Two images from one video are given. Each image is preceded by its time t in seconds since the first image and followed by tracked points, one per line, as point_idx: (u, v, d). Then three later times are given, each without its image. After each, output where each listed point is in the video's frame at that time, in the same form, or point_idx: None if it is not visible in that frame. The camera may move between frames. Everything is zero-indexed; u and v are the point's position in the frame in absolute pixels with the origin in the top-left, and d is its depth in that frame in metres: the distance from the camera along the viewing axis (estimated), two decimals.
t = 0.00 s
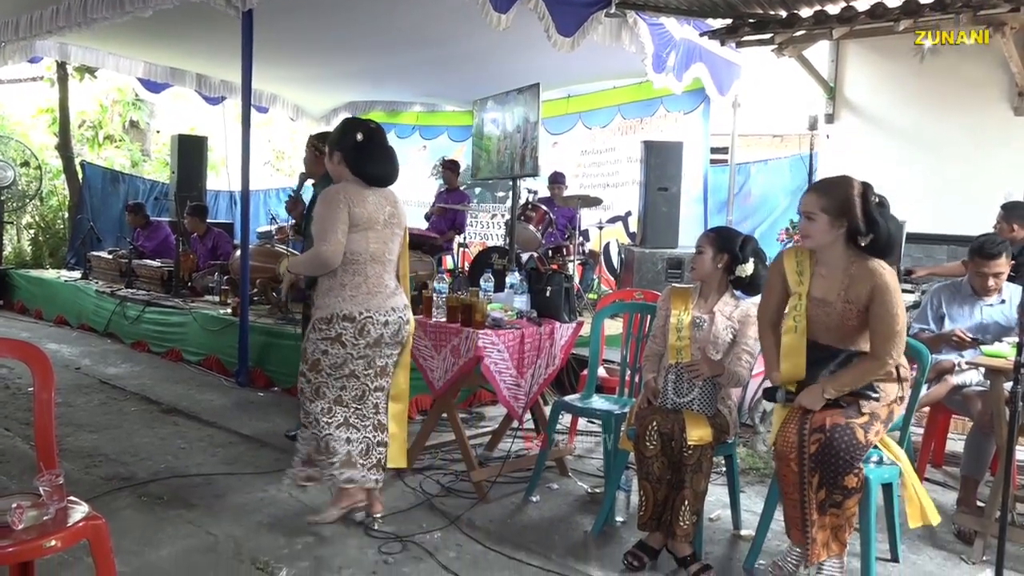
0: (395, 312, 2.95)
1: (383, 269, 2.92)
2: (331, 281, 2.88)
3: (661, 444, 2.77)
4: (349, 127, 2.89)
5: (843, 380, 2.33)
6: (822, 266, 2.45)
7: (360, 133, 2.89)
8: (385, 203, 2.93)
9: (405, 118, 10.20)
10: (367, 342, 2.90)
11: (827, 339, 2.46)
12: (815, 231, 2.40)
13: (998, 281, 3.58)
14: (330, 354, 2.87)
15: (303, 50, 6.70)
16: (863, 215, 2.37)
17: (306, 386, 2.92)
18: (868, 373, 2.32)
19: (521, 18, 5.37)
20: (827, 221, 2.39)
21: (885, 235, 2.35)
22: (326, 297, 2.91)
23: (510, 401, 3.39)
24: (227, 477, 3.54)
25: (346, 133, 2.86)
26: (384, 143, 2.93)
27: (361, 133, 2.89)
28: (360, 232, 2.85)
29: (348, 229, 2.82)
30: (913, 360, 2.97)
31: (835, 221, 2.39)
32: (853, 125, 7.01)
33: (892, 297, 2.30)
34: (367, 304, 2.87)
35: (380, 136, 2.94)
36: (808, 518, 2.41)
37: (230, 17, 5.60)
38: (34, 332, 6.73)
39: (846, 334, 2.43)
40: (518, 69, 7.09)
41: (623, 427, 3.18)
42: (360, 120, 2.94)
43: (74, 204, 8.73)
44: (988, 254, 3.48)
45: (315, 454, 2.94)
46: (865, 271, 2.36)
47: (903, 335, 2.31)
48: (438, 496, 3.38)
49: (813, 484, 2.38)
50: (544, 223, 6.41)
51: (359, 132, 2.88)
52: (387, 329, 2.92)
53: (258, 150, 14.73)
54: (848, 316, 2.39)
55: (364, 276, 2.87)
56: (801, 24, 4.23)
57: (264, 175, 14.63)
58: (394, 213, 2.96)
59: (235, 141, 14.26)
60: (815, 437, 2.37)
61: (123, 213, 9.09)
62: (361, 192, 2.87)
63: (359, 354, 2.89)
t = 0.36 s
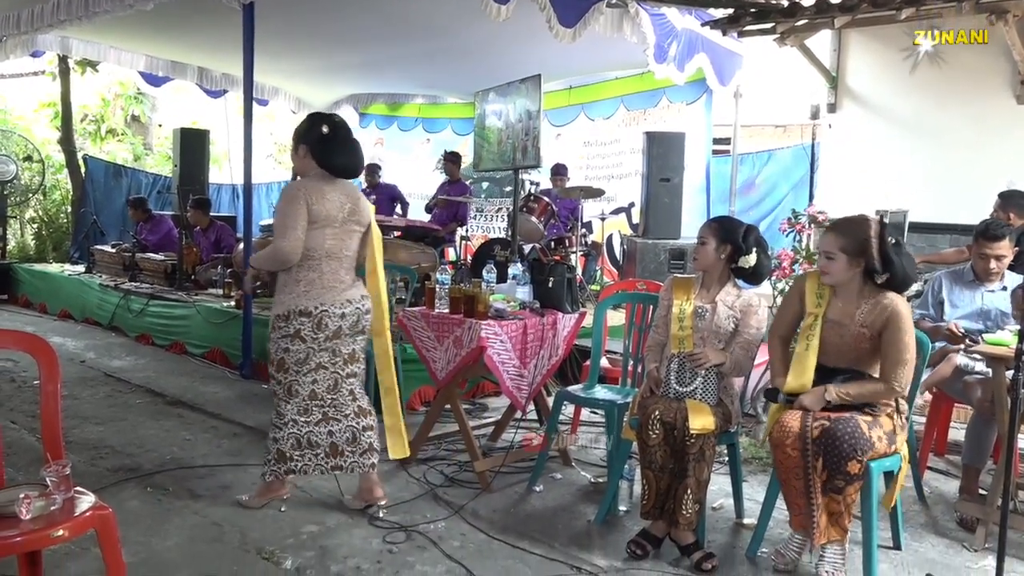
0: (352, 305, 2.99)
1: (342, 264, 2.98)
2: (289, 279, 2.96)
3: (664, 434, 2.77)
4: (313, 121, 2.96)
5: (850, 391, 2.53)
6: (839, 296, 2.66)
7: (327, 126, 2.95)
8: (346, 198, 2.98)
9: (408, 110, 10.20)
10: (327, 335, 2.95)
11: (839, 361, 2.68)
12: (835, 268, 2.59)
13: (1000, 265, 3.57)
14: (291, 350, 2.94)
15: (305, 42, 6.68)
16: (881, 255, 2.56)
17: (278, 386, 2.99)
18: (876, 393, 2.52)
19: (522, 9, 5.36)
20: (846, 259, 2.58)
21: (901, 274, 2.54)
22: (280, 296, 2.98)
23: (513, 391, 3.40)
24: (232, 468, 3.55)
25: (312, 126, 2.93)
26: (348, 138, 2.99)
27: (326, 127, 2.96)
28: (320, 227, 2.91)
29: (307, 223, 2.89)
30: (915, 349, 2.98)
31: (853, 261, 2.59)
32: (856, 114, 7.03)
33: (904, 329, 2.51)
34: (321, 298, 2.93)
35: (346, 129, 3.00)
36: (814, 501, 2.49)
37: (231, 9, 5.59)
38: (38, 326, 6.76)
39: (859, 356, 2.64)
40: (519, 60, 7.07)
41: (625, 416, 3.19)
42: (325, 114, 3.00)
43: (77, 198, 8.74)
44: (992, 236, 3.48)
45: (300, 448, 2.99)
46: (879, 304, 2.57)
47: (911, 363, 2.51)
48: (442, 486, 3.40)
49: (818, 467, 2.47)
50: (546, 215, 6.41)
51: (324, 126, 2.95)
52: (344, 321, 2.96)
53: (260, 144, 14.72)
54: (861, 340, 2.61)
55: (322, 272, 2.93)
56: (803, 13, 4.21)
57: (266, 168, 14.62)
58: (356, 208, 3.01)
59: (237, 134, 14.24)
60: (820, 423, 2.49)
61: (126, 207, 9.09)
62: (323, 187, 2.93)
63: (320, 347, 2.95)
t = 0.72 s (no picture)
0: (308, 294, 3.06)
1: (298, 255, 3.05)
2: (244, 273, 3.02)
3: (670, 427, 2.78)
4: (264, 113, 3.04)
5: (866, 367, 2.52)
6: (864, 281, 2.71)
7: (275, 116, 3.04)
8: (299, 191, 3.05)
9: (414, 107, 10.21)
10: (285, 324, 3.01)
11: (856, 345, 2.69)
12: (867, 246, 2.63)
13: (1006, 256, 3.58)
14: (256, 338, 2.99)
15: (311, 39, 6.69)
16: (909, 237, 2.62)
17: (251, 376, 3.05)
18: (892, 370, 2.50)
19: (527, 5, 5.37)
20: (878, 238, 2.63)
21: (926, 258, 2.60)
22: (237, 287, 3.04)
23: (520, 386, 3.40)
24: (241, 463, 3.58)
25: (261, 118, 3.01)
26: (299, 131, 3.07)
27: (277, 121, 3.04)
28: (271, 220, 2.98)
29: (258, 217, 2.96)
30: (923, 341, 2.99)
31: (883, 241, 2.63)
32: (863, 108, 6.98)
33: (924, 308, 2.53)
34: (275, 287, 2.98)
35: (297, 119, 3.08)
36: (817, 491, 2.52)
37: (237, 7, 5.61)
38: (48, 324, 6.80)
39: (878, 342, 2.64)
40: (525, 55, 7.07)
41: (632, 410, 3.21)
42: (276, 106, 3.08)
43: (85, 196, 8.79)
44: (999, 227, 3.47)
45: (273, 438, 3.08)
46: (902, 285, 2.60)
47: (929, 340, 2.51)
48: (450, 480, 3.42)
49: (825, 456, 2.49)
50: (552, 211, 6.42)
51: (273, 117, 3.04)
52: (302, 311, 3.03)
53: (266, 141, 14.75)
54: (880, 321, 2.62)
55: (276, 264, 3.00)
56: (809, 7, 4.20)
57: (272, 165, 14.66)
58: (309, 201, 3.08)
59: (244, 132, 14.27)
60: (830, 414, 2.51)
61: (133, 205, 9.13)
62: (275, 180, 3.01)
63: (283, 334, 3.02)
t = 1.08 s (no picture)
0: (292, 287, 3.15)
1: (282, 252, 3.13)
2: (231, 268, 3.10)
3: (686, 423, 2.79)
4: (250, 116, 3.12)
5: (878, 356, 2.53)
6: (878, 276, 2.70)
7: (262, 120, 3.10)
8: (282, 191, 3.12)
9: (428, 105, 10.24)
10: (270, 317, 3.10)
11: (873, 343, 2.67)
12: (886, 238, 2.61)
13: None
14: (246, 331, 3.08)
15: (325, 37, 6.71)
16: (926, 230, 2.61)
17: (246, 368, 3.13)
18: (906, 366, 2.50)
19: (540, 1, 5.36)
20: (896, 231, 2.61)
21: (941, 253, 2.62)
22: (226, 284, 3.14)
23: (535, 382, 3.41)
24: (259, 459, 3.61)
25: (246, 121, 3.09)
26: (283, 130, 3.13)
27: (262, 122, 3.11)
28: (254, 218, 3.05)
29: (240, 216, 3.03)
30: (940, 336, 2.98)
31: (899, 234, 2.61)
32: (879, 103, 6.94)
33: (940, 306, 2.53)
34: (260, 282, 3.08)
35: (282, 121, 3.14)
36: (842, 490, 2.51)
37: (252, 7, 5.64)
38: (69, 322, 6.88)
39: (893, 338, 2.63)
40: (539, 52, 7.06)
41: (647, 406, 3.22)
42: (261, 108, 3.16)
43: (103, 196, 8.87)
44: (1019, 221, 3.49)
45: (275, 423, 3.13)
46: (919, 282, 2.59)
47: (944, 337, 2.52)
48: (466, 476, 3.44)
49: (846, 456, 2.50)
50: (567, 207, 6.43)
51: (260, 120, 3.11)
52: (285, 304, 3.12)
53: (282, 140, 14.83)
54: (896, 315, 2.61)
55: (260, 261, 3.08)
56: None
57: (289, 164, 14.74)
58: (293, 200, 3.15)
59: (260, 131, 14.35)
60: (848, 412, 2.52)
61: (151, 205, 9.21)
62: (258, 180, 3.08)
63: (270, 326, 3.11)
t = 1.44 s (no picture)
0: (315, 287, 3.40)
1: (310, 249, 3.38)
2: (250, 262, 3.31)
3: (730, 427, 2.76)
4: (285, 120, 3.31)
5: (932, 372, 2.48)
6: (926, 280, 2.64)
7: (293, 127, 3.30)
8: (312, 192, 3.36)
9: (467, 108, 10.15)
10: (290, 314, 3.35)
11: (922, 350, 2.61)
12: (941, 241, 2.54)
13: None
14: (259, 323, 3.32)
15: (364, 42, 6.76)
16: (981, 231, 2.55)
17: (243, 355, 3.36)
18: (961, 376, 2.45)
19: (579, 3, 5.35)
20: (952, 233, 2.55)
21: (997, 255, 2.56)
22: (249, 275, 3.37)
23: (575, 385, 3.40)
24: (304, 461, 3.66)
25: (281, 126, 3.29)
26: (315, 137, 3.34)
27: (295, 128, 3.31)
28: (284, 216, 3.30)
29: (273, 212, 3.28)
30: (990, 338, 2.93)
31: (956, 235, 2.56)
32: (924, 100, 6.81)
33: (994, 315, 2.47)
34: (287, 280, 3.33)
35: (314, 129, 3.34)
36: (896, 499, 2.46)
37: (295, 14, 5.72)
38: (118, 325, 7.05)
39: (943, 346, 2.57)
40: (577, 54, 7.04)
41: (690, 409, 3.19)
42: (296, 114, 3.36)
43: (150, 201, 9.07)
44: None
45: (252, 410, 3.34)
46: (972, 289, 2.53)
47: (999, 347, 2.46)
48: (508, 479, 3.44)
49: (897, 465, 2.44)
50: (607, 210, 6.41)
51: (292, 126, 3.31)
52: (308, 303, 3.37)
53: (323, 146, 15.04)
54: (947, 323, 2.55)
55: (290, 257, 3.33)
56: None
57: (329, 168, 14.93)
58: (321, 201, 3.39)
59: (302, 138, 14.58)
60: (896, 419, 2.46)
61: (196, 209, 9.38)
62: (288, 180, 3.32)
63: (285, 323, 3.34)
